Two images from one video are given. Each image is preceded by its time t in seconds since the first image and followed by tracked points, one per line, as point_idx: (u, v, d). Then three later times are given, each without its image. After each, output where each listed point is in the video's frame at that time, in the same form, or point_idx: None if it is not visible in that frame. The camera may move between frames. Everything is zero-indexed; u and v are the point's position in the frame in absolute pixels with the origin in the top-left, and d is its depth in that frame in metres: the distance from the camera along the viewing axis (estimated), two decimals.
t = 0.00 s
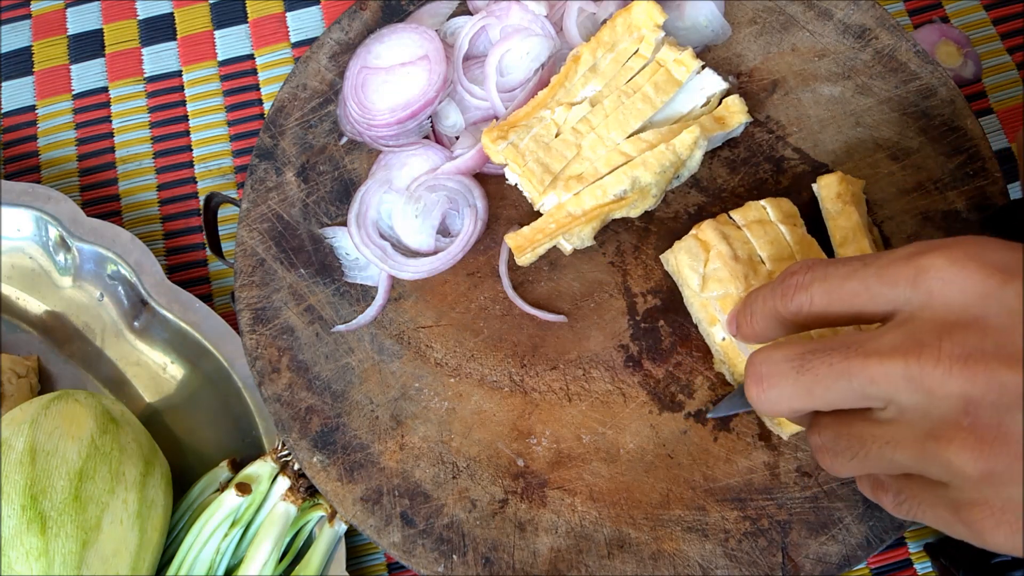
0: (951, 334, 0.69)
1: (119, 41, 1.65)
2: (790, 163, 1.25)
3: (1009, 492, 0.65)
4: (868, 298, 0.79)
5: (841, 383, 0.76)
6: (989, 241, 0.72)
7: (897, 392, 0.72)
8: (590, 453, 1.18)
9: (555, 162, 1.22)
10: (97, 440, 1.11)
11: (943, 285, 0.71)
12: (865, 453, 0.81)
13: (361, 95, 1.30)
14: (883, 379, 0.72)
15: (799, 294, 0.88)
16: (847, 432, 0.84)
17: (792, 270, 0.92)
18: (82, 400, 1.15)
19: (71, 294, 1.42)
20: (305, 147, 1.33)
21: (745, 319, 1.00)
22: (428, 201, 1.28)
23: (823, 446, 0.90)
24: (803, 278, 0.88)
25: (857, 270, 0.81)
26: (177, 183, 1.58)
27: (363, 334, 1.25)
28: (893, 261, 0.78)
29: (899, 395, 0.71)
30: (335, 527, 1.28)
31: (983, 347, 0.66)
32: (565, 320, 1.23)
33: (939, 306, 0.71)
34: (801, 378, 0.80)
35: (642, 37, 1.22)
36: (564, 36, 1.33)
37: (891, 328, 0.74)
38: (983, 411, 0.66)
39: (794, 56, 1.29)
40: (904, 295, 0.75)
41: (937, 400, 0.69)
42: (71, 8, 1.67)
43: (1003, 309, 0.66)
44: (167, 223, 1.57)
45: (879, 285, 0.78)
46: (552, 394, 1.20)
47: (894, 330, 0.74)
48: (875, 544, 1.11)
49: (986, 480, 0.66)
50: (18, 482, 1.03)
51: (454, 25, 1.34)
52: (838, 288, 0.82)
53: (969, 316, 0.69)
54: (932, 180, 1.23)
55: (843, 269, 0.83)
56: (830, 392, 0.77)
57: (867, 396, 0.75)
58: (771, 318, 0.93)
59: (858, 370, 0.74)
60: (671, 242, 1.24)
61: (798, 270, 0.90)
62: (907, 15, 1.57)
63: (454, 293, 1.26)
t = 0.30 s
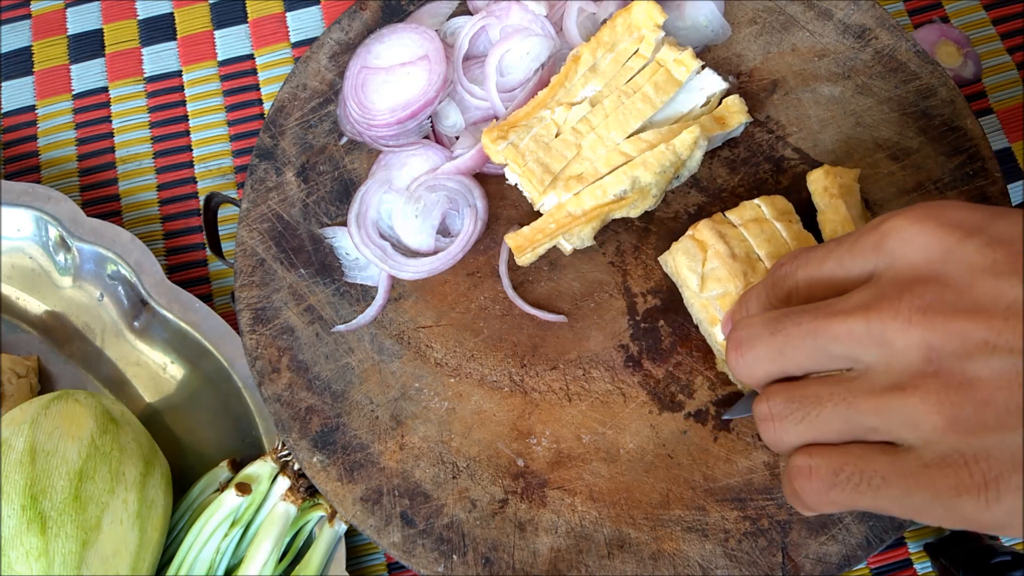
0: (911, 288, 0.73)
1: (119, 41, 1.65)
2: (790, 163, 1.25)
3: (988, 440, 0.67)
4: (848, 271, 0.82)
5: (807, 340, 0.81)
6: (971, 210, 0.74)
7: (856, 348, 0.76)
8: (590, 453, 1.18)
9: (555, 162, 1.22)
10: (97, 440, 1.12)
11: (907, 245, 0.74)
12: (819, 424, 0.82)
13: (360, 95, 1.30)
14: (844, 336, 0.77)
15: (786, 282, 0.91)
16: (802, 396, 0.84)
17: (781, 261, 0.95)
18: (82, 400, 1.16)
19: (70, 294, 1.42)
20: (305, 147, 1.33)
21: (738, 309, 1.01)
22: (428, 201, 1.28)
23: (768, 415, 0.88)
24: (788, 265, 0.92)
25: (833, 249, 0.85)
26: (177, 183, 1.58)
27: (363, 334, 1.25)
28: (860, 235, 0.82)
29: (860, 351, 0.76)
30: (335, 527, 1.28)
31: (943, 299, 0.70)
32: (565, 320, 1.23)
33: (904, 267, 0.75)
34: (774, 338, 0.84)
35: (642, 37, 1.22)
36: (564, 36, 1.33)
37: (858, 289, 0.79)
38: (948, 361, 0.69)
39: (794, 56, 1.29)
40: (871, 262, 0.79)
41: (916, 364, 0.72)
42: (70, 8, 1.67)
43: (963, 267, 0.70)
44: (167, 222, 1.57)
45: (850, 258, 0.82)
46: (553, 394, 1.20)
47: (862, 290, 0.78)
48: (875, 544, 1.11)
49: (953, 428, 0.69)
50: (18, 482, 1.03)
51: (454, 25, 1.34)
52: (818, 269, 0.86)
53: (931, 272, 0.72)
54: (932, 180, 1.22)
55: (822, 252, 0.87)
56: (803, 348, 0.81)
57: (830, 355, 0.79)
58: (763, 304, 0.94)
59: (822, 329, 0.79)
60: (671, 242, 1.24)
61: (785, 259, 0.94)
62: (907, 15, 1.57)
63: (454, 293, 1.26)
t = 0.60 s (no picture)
0: (920, 319, 0.73)
1: (119, 40, 1.65)
2: (790, 163, 1.25)
3: (997, 473, 0.69)
4: (852, 293, 0.82)
5: (815, 369, 0.81)
6: (967, 226, 0.74)
7: (867, 377, 0.77)
8: (590, 453, 1.18)
9: (555, 162, 1.22)
10: (97, 440, 1.12)
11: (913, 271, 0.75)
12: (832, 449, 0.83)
13: (361, 95, 1.30)
14: (854, 365, 0.77)
15: (784, 297, 0.91)
16: (811, 424, 0.85)
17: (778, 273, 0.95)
18: (82, 400, 1.16)
19: (70, 294, 1.42)
20: (305, 147, 1.33)
21: (734, 321, 1.01)
22: (428, 200, 1.28)
23: (778, 442, 0.90)
24: (785, 279, 0.91)
25: (834, 264, 0.85)
26: (177, 183, 1.58)
27: (363, 334, 1.25)
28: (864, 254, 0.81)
29: (870, 380, 0.76)
30: (335, 527, 1.28)
31: (953, 331, 0.71)
32: (565, 320, 1.23)
33: (910, 295, 0.75)
34: (779, 366, 0.84)
35: (642, 37, 1.22)
36: (564, 36, 1.33)
37: (864, 315, 0.79)
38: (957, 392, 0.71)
39: (794, 56, 1.29)
40: (877, 284, 0.79)
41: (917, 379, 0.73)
42: (70, 7, 1.67)
43: (970, 296, 0.70)
44: (167, 222, 1.57)
45: (852, 278, 0.81)
46: (553, 394, 1.20)
47: (868, 317, 0.78)
48: (876, 544, 1.11)
49: (964, 461, 0.70)
50: (18, 482, 1.03)
51: (454, 25, 1.34)
52: (818, 287, 0.85)
53: (939, 301, 0.73)
54: (932, 180, 1.23)
55: (822, 267, 0.86)
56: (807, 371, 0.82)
57: (839, 383, 0.80)
58: (762, 322, 0.94)
59: (829, 359, 0.79)
60: (671, 242, 1.24)
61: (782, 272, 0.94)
62: (907, 15, 1.57)
63: (454, 293, 1.26)
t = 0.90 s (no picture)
0: (924, 324, 0.73)
1: (119, 41, 1.65)
2: (790, 163, 1.25)
3: (1005, 475, 0.70)
4: (854, 296, 0.82)
5: (821, 375, 0.81)
6: (966, 226, 0.74)
7: (872, 382, 0.77)
8: (590, 453, 1.18)
9: (555, 162, 1.22)
10: (97, 440, 1.12)
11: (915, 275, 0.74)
12: (841, 453, 0.85)
13: (360, 95, 1.30)
14: (859, 370, 0.77)
15: (786, 300, 0.91)
16: (818, 429, 0.87)
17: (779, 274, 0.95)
18: (82, 400, 1.16)
19: (70, 294, 1.42)
20: (305, 147, 1.33)
21: (741, 324, 1.02)
22: (428, 201, 1.28)
23: (787, 445, 0.93)
24: (786, 281, 0.92)
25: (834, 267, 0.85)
26: (177, 183, 1.58)
27: (363, 334, 1.25)
28: (866, 257, 0.81)
29: (875, 385, 0.77)
30: (334, 527, 1.28)
31: (957, 335, 0.71)
32: (565, 320, 1.23)
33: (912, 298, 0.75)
34: (785, 373, 0.85)
35: (642, 37, 1.22)
36: (564, 36, 1.33)
37: (868, 320, 0.79)
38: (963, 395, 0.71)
39: (794, 56, 1.29)
40: (879, 288, 0.79)
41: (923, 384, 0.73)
42: (70, 7, 1.67)
43: (972, 299, 0.70)
44: (167, 222, 1.57)
45: (856, 282, 0.81)
46: (553, 394, 1.20)
47: (872, 322, 0.78)
48: (876, 544, 1.11)
49: (973, 464, 0.71)
50: (18, 482, 1.03)
51: (454, 25, 1.34)
52: (821, 290, 0.85)
53: (942, 304, 0.72)
54: (932, 180, 1.23)
55: (822, 269, 0.86)
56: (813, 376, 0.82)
57: (845, 388, 0.80)
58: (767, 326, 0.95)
59: (835, 364, 0.79)
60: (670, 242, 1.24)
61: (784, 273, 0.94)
62: (907, 15, 1.57)
63: (454, 293, 1.26)
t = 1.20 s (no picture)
0: (917, 326, 0.73)
1: (119, 41, 1.65)
2: (790, 163, 1.25)
3: (1000, 475, 0.70)
4: (848, 297, 0.81)
5: (816, 378, 0.81)
6: (955, 224, 0.73)
7: (868, 385, 0.76)
8: (590, 453, 1.18)
9: (555, 162, 1.22)
10: (97, 440, 1.12)
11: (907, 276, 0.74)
12: (838, 456, 0.86)
13: (360, 95, 1.30)
14: (853, 374, 0.77)
15: (780, 298, 0.91)
16: (813, 434, 0.87)
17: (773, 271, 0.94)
18: (82, 400, 1.16)
19: (70, 295, 1.42)
20: (305, 147, 1.33)
21: (737, 323, 1.02)
22: (428, 200, 1.28)
23: (784, 450, 0.93)
24: (779, 279, 0.91)
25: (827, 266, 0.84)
26: (177, 183, 1.58)
27: (363, 334, 1.25)
28: (858, 257, 0.80)
29: (871, 388, 0.76)
30: (334, 527, 1.28)
31: (950, 337, 0.70)
32: (565, 320, 1.23)
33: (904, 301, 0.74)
34: (781, 375, 0.85)
35: (642, 37, 1.22)
36: (564, 36, 1.33)
37: (861, 323, 0.78)
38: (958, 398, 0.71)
39: (794, 56, 1.29)
40: (871, 289, 0.78)
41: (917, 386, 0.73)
42: (70, 7, 1.67)
43: (964, 301, 0.70)
44: (167, 222, 1.57)
45: (848, 282, 0.80)
46: (553, 394, 1.20)
47: (864, 325, 0.78)
48: (876, 544, 1.11)
49: (969, 466, 0.72)
50: (18, 482, 1.03)
51: (454, 25, 1.34)
52: (813, 289, 0.85)
53: (933, 306, 0.72)
54: (932, 180, 1.23)
55: (815, 268, 0.86)
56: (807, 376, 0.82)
57: (840, 390, 0.80)
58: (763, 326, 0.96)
59: (829, 367, 0.79)
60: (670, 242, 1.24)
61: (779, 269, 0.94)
62: (907, 16, 1.57)
63: (454, 293, 1.26)
